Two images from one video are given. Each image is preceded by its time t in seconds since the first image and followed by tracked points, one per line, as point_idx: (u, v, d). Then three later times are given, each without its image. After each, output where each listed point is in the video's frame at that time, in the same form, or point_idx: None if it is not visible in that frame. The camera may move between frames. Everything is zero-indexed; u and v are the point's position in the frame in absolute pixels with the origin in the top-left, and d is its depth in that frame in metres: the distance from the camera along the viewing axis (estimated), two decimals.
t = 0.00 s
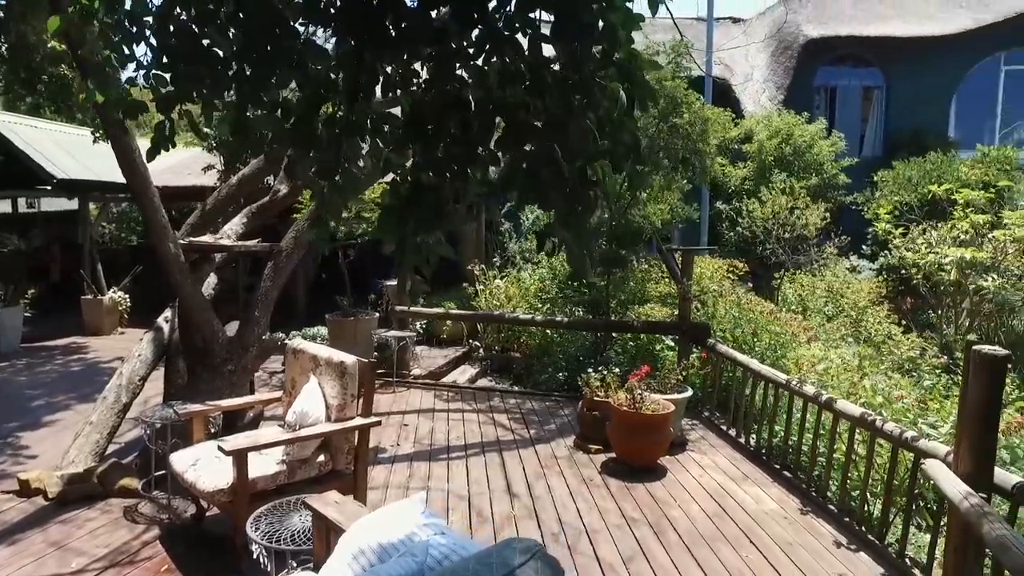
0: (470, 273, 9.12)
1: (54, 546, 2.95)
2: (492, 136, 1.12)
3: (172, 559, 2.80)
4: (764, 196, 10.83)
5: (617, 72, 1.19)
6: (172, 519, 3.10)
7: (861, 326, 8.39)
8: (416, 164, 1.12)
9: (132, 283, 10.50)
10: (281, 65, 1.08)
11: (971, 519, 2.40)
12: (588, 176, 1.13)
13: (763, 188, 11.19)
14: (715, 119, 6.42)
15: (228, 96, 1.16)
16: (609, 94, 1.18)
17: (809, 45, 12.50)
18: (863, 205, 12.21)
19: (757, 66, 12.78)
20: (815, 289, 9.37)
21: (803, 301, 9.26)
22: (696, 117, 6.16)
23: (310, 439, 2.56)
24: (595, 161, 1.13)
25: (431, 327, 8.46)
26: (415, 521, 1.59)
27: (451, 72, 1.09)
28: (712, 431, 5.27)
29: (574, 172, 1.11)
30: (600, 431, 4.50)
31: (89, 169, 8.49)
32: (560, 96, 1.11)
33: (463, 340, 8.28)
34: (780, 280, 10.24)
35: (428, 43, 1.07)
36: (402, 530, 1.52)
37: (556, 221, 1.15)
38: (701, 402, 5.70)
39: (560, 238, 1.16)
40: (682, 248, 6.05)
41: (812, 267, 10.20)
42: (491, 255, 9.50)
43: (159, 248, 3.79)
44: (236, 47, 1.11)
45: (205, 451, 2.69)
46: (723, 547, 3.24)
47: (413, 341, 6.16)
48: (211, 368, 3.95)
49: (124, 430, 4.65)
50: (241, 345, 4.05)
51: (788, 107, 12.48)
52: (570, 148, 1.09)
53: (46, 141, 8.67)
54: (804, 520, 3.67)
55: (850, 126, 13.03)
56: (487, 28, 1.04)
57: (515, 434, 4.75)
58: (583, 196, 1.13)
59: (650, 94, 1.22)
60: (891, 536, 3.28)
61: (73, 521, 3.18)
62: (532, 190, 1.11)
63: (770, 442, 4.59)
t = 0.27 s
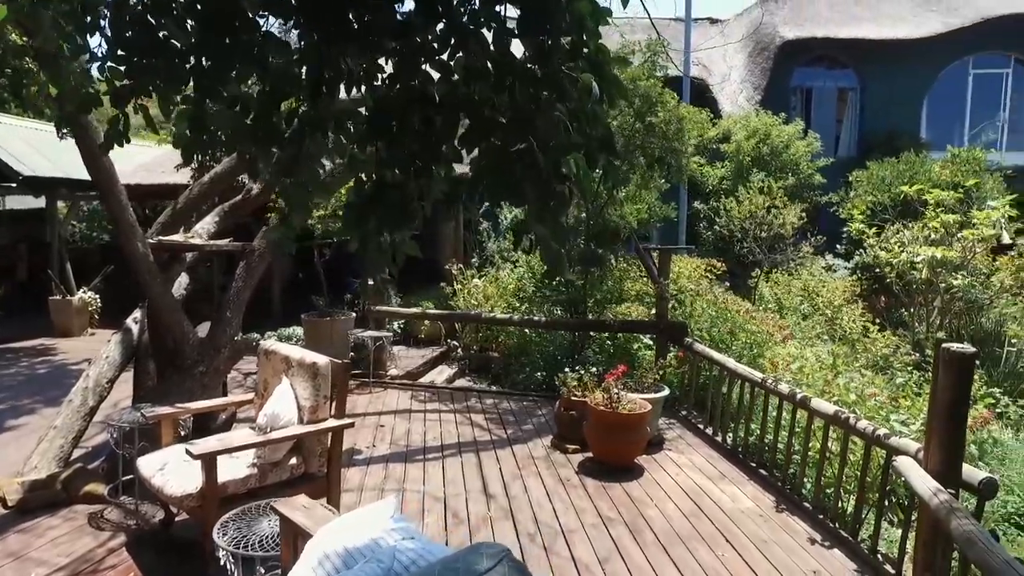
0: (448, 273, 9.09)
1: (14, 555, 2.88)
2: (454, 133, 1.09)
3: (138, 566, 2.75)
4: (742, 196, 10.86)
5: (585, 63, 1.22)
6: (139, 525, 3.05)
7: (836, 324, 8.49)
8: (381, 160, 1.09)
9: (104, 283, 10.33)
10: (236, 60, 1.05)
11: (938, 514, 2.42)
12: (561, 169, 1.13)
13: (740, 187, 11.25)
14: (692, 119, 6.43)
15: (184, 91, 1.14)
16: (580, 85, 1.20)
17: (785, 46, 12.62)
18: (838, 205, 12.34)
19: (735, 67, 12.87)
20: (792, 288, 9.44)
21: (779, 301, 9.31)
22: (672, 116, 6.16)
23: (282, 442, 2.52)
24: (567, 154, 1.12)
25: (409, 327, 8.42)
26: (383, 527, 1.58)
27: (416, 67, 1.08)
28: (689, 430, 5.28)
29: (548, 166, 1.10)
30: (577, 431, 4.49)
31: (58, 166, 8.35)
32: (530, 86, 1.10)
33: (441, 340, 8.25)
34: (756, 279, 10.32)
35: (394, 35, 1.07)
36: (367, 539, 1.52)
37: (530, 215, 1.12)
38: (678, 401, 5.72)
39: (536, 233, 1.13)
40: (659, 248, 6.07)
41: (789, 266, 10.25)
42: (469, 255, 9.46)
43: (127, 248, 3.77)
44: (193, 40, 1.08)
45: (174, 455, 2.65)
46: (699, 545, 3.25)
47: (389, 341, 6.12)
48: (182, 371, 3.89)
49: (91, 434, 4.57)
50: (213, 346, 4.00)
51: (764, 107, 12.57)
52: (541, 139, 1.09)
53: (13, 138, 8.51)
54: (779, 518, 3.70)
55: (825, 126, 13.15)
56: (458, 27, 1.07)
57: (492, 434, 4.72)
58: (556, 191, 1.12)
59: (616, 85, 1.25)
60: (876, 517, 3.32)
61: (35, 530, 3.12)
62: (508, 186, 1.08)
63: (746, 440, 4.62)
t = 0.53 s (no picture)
0: (424, 273, 9.06)
1: None
2: (409, 136, 1.12)
3: None
4: (718, 196, 10.91)
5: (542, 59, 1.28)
6: (103, 535, 3.01)
7: (811, 323, 8.58)
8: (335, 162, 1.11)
9: (72, 284, 10.13)
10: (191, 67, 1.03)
11: (907, 512, 2.42)
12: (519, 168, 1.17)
13: (717, 187, 11.30)
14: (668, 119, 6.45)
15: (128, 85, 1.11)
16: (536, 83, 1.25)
17: (761, 48, 12.71)
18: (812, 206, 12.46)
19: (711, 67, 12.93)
20: (768, 288, 9.52)
21: (755, 302, 9.36)
22: (649, 117, 6.16)
23: (249, 447, 2.48)
24: (526, 152, 1.17)
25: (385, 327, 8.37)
26: (345, 536, 1.66)
27: (371, 65, 1.11)
28: (665, 430, 5.29)
29: (508, 163, 1.13)
30: (552, 432, 4.48)
31: (23, 164, 8.19)
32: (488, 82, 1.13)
33: (417, 340, 8.21)
34: (732, 279, 10.39)
35: (348, 30, 1.09)
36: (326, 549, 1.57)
37: (494, 218, 1.18)
38: (653, 401, 5.73)
39: (500, 235, 1.20)
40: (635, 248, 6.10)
41: (765, 266, 10.37)
42: (446, 255, 9.43)
43: (90, 248, 3.69)
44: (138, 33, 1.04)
45: (137, 462, 2.59)
46: (673, 547, 3.24)
47: (364, 342, 6.06)
48: (147, 374, 3.82)
49: (52, 441, 4.49)
50: (179, 349, 3.93)
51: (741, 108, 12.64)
52: (501, 138, 1.12)
53: None
54: (753, 518, 3.70)
55: (800, 126, 13.26)
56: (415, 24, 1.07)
57: (468, 436, 4.69)
58: (518, 190, 1.17)
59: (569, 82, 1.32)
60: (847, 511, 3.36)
61: None
62: (462, 190, 1.11)
63: (721, 440, 4.63)
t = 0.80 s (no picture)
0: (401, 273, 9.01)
1: None
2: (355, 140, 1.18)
3: None
4: (697, 196, 10.95)
5: (495, 56, 1.33)
6: (61, 546, 2.95)
7: (788, 322, 8.66)
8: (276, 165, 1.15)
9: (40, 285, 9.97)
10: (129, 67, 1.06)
11: (877, 514, 2.42)
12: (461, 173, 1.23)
13: (695, 187, 11.34)
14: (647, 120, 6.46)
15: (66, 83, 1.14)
16: (488, 83, 1.30)
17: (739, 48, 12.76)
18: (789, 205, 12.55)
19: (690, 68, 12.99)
20: (745, 287, 9.57)
21: (732, 301, 9.40)
22: (627, 118, 6.16)
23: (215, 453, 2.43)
24: (467, 156, 1.25)
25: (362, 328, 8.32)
26: (305, 548, 1.67)
27: (317, 66, 1.15)
28: (641, 430, 5.30)
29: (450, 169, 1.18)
30: (528, 434, 4.46)
31: None
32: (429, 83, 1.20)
33: (395, 341, 8.16)
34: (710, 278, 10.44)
35: (294, 28, 1.16)
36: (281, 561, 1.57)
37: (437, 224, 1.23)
38: (630, 401, 5.74)
39: (444, 242, 1.24)
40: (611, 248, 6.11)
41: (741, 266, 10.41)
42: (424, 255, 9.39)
43: (50, 249, 3.61)
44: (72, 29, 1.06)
45: (98, 470, 2.54)
46: (647, 550, 3.23)
47: (339, 344, 6.01)
48: (113, 379, 3.78)
49: (12, 449, 4.40)
50: (146, 352, 3.89)
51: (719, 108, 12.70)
52: (442, 141, 1.20)
53: None
54: (727, 520, 3.70)
55: (777, 127, 13.35)
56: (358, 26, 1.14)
57: (444, 438, 4.66)
58: (462, 197, 1.22)
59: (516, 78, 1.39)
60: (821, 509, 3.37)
61: None
62: (405, 194, 1.16)
63: (697, 441, 4.63)
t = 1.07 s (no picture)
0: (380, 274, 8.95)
1: None
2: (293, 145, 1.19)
3: None
4: (677, 197, 10.98)
5: (431, 64, 1.37)
6: (20, 559, 2.89)
7: (766, 322, 8.71)
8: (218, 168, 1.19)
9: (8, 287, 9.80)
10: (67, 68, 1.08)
11: (845, 516, 2.43)
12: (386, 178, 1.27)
13: (674, 188, 11.37)
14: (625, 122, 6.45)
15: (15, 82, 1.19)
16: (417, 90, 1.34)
17: (719, 49, 12.73)
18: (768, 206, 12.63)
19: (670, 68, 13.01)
20: (724, 287, 9.62)
21: (712, 301, 9.44)
22: (604, 119, 6.15)
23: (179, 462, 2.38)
24: (396, 167, 1.28)
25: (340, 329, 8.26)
26: (263, 561, 1.68)
27: (261, 72, 1.19)
28: (618, 432, 5.30)
29: (371, 183, 1.25)
30: (503, 437, 4.44)
31: None
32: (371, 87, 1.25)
33: (373, 342, 8.11)
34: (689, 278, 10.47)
35: (235, 32, 1.21)
36: None
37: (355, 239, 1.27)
38: (608, 402, 5.73)
39: (357, 253, 1.28)
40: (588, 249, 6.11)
41: (720, 265, 10.45)
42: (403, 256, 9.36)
43: (10, 254, 3.49)
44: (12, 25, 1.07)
45: (58, 480, 2.48)
46: (622, 553, 3.23)
47: (315, 346, 5.93)
48: (77, 386, 3.72)
49: None
50: (112, 359, 3.87)
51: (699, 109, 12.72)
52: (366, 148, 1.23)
53: None
54: (702, 522, 3.70)
55: (756, 127, 13.41)
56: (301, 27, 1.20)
57: (420, 442, 4.62)
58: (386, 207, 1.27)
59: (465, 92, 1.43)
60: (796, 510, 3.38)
61: None
62: (325, 198, 1.22)
63: (673, 443, 4.63)
